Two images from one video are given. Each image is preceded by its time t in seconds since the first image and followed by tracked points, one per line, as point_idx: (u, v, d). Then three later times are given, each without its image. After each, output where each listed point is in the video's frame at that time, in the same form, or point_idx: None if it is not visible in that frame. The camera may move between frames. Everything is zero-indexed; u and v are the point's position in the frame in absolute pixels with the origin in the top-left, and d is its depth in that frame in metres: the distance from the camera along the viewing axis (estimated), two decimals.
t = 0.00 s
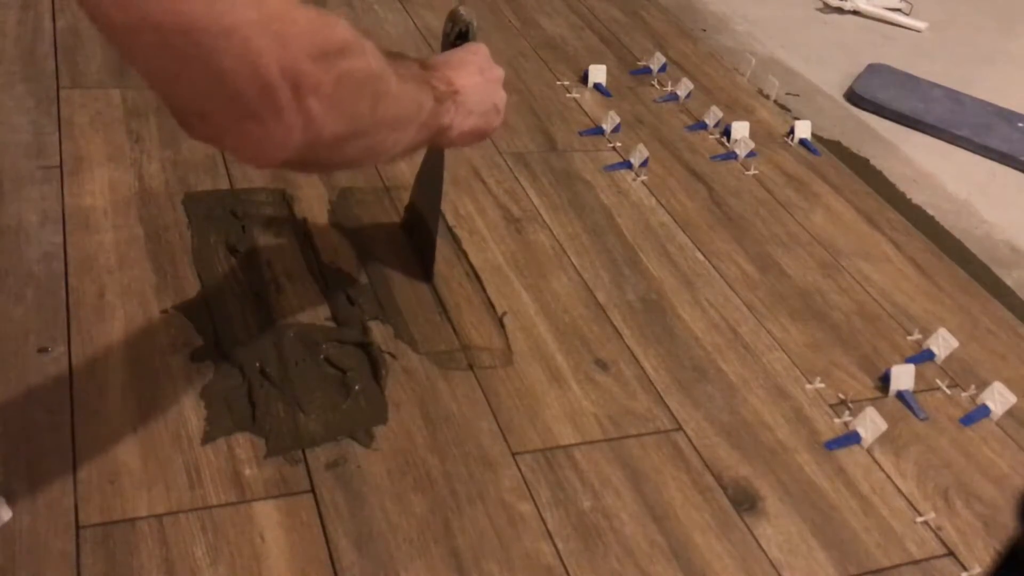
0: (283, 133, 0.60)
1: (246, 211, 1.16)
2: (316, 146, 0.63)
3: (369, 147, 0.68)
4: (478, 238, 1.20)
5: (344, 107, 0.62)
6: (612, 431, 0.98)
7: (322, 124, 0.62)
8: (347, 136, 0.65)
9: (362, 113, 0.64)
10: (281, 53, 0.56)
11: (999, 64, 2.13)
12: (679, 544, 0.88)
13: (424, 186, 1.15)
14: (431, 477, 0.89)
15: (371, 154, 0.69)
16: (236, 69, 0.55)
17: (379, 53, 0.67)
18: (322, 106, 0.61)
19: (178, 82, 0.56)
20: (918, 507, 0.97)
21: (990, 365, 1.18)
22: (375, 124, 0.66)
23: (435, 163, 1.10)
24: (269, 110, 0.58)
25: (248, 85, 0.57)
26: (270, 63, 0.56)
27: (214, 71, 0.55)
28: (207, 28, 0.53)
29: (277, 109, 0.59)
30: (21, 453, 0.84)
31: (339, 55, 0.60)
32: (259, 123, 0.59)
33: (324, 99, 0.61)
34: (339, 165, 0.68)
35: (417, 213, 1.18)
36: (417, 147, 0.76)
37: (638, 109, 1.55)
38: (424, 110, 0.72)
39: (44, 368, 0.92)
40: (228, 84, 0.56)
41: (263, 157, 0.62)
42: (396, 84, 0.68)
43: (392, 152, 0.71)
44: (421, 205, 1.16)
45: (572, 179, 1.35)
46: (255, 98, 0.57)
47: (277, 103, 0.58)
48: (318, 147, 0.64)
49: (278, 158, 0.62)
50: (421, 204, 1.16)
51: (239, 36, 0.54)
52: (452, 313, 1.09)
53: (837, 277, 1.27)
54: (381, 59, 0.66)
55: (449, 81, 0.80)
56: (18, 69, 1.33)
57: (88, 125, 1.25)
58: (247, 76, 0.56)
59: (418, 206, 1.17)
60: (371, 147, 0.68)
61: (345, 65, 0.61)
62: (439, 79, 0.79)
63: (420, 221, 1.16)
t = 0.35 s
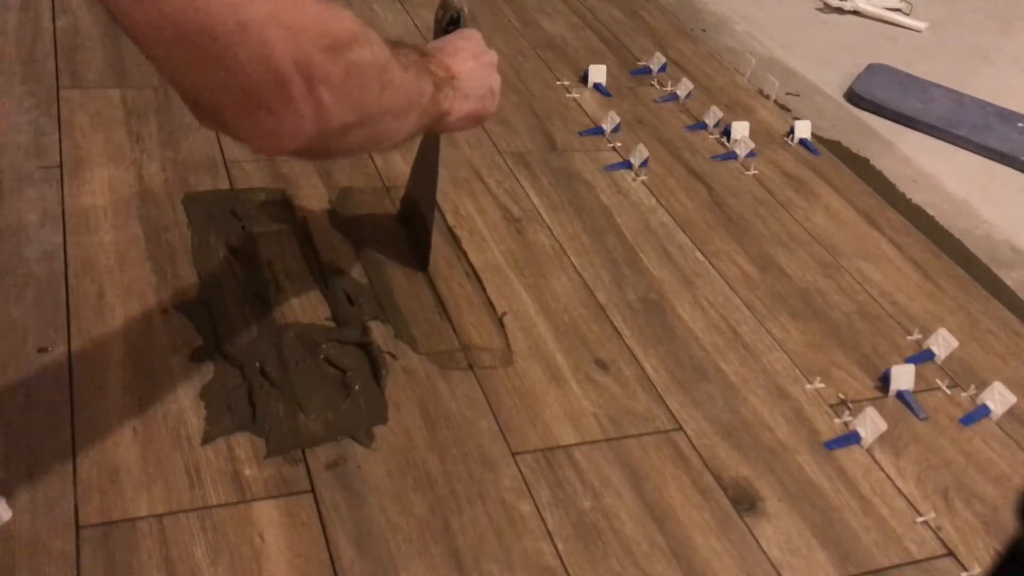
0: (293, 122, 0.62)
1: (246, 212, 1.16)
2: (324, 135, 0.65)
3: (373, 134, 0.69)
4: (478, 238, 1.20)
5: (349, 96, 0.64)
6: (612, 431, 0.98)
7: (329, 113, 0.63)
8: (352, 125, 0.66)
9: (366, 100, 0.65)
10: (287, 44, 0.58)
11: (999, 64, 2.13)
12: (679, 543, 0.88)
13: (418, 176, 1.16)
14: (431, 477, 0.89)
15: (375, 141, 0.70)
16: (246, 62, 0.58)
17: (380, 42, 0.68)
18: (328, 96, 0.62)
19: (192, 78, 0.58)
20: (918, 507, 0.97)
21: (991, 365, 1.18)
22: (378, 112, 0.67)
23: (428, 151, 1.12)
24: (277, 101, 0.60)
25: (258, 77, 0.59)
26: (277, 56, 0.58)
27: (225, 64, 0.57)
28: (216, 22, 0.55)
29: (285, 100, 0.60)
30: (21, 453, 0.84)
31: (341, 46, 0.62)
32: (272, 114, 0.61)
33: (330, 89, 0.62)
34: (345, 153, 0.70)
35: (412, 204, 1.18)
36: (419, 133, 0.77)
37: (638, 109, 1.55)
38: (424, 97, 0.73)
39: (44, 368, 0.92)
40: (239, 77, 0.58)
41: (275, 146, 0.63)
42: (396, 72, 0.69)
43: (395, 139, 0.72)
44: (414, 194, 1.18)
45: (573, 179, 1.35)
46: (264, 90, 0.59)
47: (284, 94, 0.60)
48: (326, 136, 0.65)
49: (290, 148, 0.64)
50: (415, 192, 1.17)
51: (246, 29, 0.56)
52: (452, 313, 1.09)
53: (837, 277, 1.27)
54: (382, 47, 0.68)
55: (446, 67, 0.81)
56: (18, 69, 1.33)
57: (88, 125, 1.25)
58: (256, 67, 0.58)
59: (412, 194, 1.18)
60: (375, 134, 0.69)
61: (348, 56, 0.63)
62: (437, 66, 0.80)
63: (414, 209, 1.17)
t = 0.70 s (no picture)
0: (299, 102, 0.61)
1: (246, 212, 1.16)
2: (327, 117, 0.64)
3: (374, 118, 0.68)
4: (478, 238, 1.20)
5: (356, 78, 0.63)
6: (612, 431, 0.98)
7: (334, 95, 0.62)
8: (355, 107, 0.65)
9: (369, 82, 0.64)
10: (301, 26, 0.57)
11: (999, 64, 2.13)
12: (679, 543, 0.88)
13: (415, 170, 1.17)
14: (431, 477, 0.89)
15: (374, 124, 0.69)
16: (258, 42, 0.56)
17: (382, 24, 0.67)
18: (336, 79, 0.61)
19: (197, 53, 0.56)
20: (918, 507, 0.97)
21: (991, 365, 1.18)
22: (380, 95, 0.66)
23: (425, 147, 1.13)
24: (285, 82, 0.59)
25: (267, 55, 0.57)
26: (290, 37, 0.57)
27: (235, 42, 0.56)
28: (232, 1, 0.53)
29: (293, 80, 0.59)
30: (21, 453, 0.84)
31: (352, 28, 0.61)
32: (277, 94, 0.60)
33: (338, 71, 0.61)
34: (343, 135, 0.68)
35: (410, 202, 1.19)
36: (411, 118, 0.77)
37: (638, 109, 1.55)
38: (419, 83, 0.73)
39: (44, 368, 0.92)
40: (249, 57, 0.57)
41: (277, 126, 0.62)
42: (395, 56, 0.68)
43: (392, 123, 0.71)
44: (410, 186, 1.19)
45: (573, 179, 1.35)
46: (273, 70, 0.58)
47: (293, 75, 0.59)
48: (329, 118, 0.64)
49: (291, 127, 0.63)
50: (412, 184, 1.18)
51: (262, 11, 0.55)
52: (452, 313, 1.09)
53: (837, 277, 1.27)
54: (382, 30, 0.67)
55: (436, 56, 0.80)
56: (18, 70, 1.33)
57: (88, 125, 1.25)
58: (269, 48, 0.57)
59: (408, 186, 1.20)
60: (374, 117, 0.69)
61: (357, 38, 0.61)
62: (427, 53, 0.80)
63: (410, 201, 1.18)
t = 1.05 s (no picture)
0: (304, 108, 0.61)
1: (246, 211, 1.16)
2: (333, 121, 0.64)
3: (378, 122, 0.68)
4: (478, 238, 1.20)
5: (360, 81, 0.63)
6: (612, 431, 0.98)
7: (338, 99, 0.62)
8: (359, 110, 0.65)
9: (373, 86, 0.64)
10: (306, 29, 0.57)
11: (999, 64, 2.13)
12: (679, 543, 0.88)
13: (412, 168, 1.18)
14: (431, 476, 0.89)
15: (378, 128, 0.69)
16: (264, 46, 0.56)
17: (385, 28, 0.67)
18: (341, 82, 0.61)
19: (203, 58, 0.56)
20: (918, 507, 0.97)
21: (991, 365, 1.18)
22: (385, 98, 0.67)
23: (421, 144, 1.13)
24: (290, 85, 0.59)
25: (273, 59, 0.57)
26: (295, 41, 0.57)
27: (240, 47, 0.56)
28: (237, 5, 0.54)
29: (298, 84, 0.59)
30: (21, 453, 0.84)
31: (355, 31, 0.61)
32: (282, 98, 0.60)
33: (343, 74, 0.61)
34: (348, 139, 0.69)
35: (410, 201, 1.19)
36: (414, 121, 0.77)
37: (638, 109, 1.55)
38: (423, 86, 0.73)
39: (44, 368, 0.92)
40: (254, 62, 0.57)
41: (282, 131, 0.62)
42: (399, 59, 0.68)
43: (396, 127, 0.71)
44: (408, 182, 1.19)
45: (573, 179, 1.36)
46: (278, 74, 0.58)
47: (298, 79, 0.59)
48: (334, 122, 0.64)
49: (296, 132, 0.63)
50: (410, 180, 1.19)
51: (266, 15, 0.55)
52: (452, 313, 1.09)
53: (837, 277, 1.27)
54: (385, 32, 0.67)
55: (436, 59, 0.80)
56: (18, 70, 1.33)
57: (88, 125, 1.25)
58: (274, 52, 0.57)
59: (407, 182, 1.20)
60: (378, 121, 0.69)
61: (361, 41, 0.61)
62: (428, 57, 0.80)
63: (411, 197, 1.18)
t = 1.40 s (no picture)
0: (310, 141, 0.62)
1: (246, 211, 1.16)
2: (342, 155, 0.64)
3: (392, 154, 0.68)
4: (478, 239, 1.20)
5: (369, 111, 0.63)
6: (612, 431, 0.98)
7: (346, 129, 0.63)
8: (370, 143, 0.65)
9: (383, 117, 0.65)
10: (306, 56, 0.58)
11: (999, 64, 2.13)
12: (679, 543, 0.88)
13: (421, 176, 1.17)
14: (431, 476, 0.89)
15: (393, 160, 0.69)
16: (262, 71, 0.57)
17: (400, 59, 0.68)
18: (348, 112, 0.62)
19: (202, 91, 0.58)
20: (918, 507, 0.97)
21: (991, 365, 1.18)
22: (398, 128, 0.67)
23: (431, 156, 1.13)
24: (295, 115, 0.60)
25: (273, 90, 0.58)
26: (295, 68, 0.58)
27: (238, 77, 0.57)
28: (231, 33, 0.55)
29: (302, 114, 0.60)
30: (21, 453, 0.84)
31: (361, 58, 0.61)
32: (286, 130, 0.61)
33: (349, 104, 0.62)
34: (362, 172, 0.69)
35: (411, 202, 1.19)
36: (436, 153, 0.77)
37: (638, 109, 1.55)
38: (442, 116, 0.73)
39: (44, 368, 0.92)
40: (254, 89, 0.58)
41: (291, 166, 0.63)
42: (415, 89, 0.68)
43: (414, 158, 0.71)
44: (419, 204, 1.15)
45: (573, 179, 1.35)
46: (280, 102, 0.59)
47: (302, 109, 0.60)
48: (344, 154, 0.65)
49: (305, 166, 0.64)
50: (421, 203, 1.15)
51: (263, 37, 0.56)
52: (452, 313, 1.09)
53: (837, 277, 1.27)
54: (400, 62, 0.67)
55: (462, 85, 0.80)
56: (18, 69, 1.33)
57: (87, 125, 1.25)
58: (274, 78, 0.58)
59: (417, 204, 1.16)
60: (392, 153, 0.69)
61: (367, 71, 0.62)
62: (452, 83, 0.79)
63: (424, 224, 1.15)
